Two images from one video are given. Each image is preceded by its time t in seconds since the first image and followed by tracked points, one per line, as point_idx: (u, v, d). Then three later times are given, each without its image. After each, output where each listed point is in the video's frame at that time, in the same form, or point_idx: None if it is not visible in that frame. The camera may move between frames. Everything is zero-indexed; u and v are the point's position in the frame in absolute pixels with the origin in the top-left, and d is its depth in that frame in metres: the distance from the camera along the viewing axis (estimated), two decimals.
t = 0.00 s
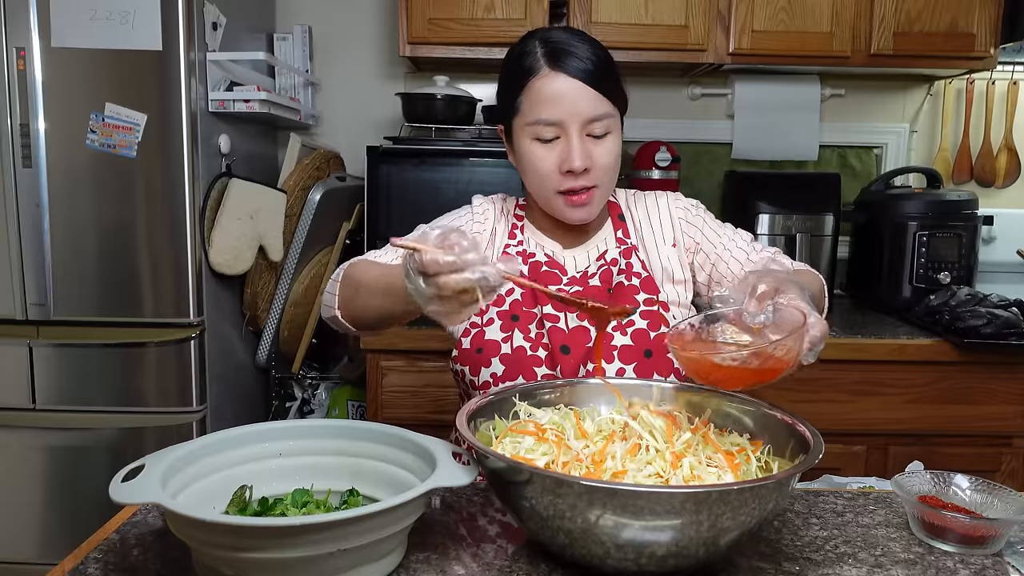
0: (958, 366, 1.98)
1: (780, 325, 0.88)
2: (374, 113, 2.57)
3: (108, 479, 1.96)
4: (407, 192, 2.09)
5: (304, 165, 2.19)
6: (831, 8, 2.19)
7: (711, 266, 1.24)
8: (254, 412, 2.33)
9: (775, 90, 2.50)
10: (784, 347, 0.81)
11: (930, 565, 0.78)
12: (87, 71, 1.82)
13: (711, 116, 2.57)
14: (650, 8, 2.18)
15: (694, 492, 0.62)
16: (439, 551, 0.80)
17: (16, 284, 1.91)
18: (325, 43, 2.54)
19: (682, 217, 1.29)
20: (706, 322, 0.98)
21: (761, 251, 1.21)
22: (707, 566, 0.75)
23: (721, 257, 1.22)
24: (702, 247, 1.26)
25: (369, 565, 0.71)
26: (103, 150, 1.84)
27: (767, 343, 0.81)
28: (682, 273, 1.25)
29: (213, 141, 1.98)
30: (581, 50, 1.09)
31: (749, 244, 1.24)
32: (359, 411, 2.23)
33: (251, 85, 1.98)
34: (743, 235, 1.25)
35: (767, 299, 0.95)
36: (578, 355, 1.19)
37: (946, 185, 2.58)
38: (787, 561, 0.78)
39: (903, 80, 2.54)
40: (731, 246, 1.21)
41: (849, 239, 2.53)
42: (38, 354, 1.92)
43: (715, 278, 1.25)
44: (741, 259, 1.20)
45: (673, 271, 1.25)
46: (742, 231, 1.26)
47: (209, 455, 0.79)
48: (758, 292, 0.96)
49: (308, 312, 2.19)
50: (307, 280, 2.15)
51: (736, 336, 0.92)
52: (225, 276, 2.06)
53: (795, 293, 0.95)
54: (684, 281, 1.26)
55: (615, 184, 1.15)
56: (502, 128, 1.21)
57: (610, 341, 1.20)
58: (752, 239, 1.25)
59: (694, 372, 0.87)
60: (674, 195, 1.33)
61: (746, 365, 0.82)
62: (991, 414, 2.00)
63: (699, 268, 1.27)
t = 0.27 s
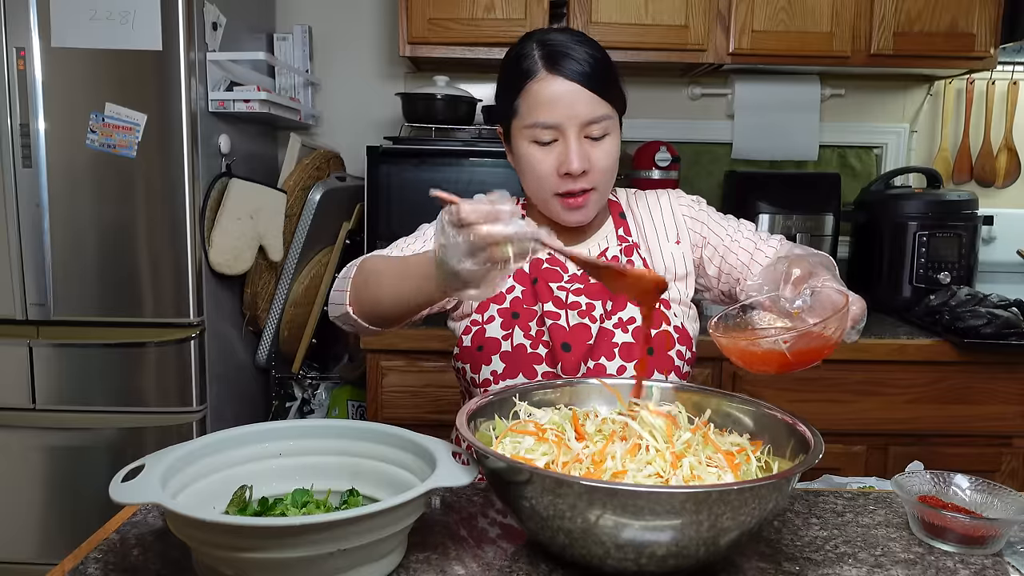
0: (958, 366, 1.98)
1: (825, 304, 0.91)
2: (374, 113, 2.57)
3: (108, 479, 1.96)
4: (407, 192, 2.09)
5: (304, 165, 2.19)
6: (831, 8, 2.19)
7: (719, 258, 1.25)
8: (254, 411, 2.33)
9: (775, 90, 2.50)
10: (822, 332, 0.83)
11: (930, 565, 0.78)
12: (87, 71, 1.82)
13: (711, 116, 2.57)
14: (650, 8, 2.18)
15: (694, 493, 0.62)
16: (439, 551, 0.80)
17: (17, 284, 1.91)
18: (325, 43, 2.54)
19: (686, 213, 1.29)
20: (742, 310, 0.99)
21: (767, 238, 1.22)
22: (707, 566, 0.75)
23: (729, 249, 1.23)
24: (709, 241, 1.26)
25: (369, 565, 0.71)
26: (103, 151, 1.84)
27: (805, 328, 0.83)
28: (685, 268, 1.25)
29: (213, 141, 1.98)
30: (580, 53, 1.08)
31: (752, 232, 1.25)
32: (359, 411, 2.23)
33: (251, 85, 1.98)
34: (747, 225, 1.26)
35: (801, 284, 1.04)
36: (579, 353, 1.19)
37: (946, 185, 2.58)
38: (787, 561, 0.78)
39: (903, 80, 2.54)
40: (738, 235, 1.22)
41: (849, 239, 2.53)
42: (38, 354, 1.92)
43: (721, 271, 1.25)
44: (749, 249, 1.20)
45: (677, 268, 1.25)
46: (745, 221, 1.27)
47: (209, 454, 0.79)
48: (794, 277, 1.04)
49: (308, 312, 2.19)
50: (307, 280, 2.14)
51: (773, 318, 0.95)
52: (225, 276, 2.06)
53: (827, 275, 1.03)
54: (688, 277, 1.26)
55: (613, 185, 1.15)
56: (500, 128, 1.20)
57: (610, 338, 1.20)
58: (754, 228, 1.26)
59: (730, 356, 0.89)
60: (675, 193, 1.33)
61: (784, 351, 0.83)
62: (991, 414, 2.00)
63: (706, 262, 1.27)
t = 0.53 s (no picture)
0: (958, 366, 1.98)
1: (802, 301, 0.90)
2: (374, 113, 2.57)
3: (108, 479, 1.96)
4: (407, 192, 2.09)
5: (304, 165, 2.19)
6: (831, 8, 2.19)
7: (719, 257, 1.24)
8: (254, 411, 2.33)
9: (775, 89, 2.50)
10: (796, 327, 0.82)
11: (930, 565, 0.78)
12: (87, 71, 1.82)
13: (711, 116, 2.57)
14: (650, 8, 2.18)
15: (694, 493, 0.62)
16: (439, 551, 0.80)
17: (17, 284, 1.91)
18: (325, 43, 2.54)
19: (686, 212, 1.29)
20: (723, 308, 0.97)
21: (767, 236, 1.21)
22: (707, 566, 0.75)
23: (728, 248, 1.22)
24: (709, 239, 1.26)
25: (369, 565, 0.71)
26: (103, 151, 1.84)
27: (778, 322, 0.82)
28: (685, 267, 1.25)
29: (213, 141, 1.98)
30: (581, 54, 1.08)
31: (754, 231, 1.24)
32: (359, 411, 2.23)
33: (252, 85, 1.98)
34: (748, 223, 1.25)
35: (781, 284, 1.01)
36: (584, 353, 1.19)
37: (946, 185, 2.58)
38: (787, 561, 0.78)
39: (903, 80, 2.54)
40: (737, 234, 1.22)
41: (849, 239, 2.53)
42: (38, 354, 1.92)
43: (721, 270, 1.25)
44: (749, 247, 1.20)
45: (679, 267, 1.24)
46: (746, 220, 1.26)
47: (209, 455, 0.79)
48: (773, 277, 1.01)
49: (308, 312, 2.19)
50: (307, 280, 2.14)
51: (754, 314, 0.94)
52: (225, 276, 2.06)
53: (809, 274, 1.00)
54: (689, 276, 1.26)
55: (615, 186, 1.15)
56: (503, 130, 1.20)
57: (615, 338, 1.20)
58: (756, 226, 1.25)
59: (705, 357, 0.87)
60: (676, 193, 1.33)
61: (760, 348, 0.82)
62: (991, 414, 2.00)
63: (707, 260, 1.27)
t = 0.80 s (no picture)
0: (958, 366, 1.98)
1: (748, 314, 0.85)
2: (374, 113, 2.57)
3: (108, 479, 1.96)
4: (407, 192, 2.09)
5: (304, 165, 2.19)
6: (831, 8, 2.19)
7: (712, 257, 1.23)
8: (254, 412, 2.33)
9: (775, 89, 2.50)
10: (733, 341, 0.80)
11: (930, 565, 0.78)
12: (87, 71, 1.82)
13: (711, 116, 2.57)
14: (650, 8, 2.18)
15: (694, 493, 0.62)
16: (439, 551, 0.80)
17: (17, 284, 1.91)
18: (325, 43, 2.54)
19: (682, 211, 1.28)
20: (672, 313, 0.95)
21: (762, 235, 1.20)
22: (707, 566, 0.75)
23: (721, 246, 1.21)
24: (702, 238, 1.25)
25: (369, 565, 0.71)
26: (103, 150, 1.84)
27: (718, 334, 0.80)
28: (681, 267, 1.26)
29: (213, 141, 1.98)
30: (570, 56, 1.07)
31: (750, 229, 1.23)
32: (359, 411, 2.23)
33: (251, 85, 1.98)
34: (745, 222, 1.24)
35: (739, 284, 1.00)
36: (582, 357, 1.19)
37: (946, 185, 2.58)
38: (787, 561, 0.78)
39: (903, 80, 2.55)
40: (731, 234, 1.20)
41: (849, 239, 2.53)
42: (38, 354, 1.92)
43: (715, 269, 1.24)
44: (742, 245, 1.19)
45: (674, 268, 1.25)
46: (742, 218, 1.25)
47: (209, 455, 0.79)
48: (724, 288, 0.94)
49: (308, 312, 2.19)
50: (307, 280, 2.14)
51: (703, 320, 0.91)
52: (225, 276, 2.06)
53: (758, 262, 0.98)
54: (685, 276, 1.26)
55: (612, 186, 1.15)
56: (495, 136, 1.19)
57: (612, 341, 1.20)
58: (752, 224, 1.24)
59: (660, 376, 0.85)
60: (673, 190, 1.32)
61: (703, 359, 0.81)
62: (991, 414, 2.00)
63: (701, 259, 1.26)
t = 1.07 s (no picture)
0: (958, 366, 1.98)
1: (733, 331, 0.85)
2: (374, 113, 2.57)
3: (109, 479, 1.96)
4: (407, 192, 2.09)
5: (304, 165, 2.19)
6: (831, 8, 2.19)
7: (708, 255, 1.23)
8: (253, 412, 2.33)
9: (775, 89, 2.50)
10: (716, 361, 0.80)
11: (930, 565, 0.78)
12: (87, 71, 1.82)
13: (711, 116, 2.57)
14: (650, 8, 2.18)
15: (694, 493, 0.62)
16: (439, 551, 0.80)
17: (17, 284, 1.91)
18: (325, 43, 2.54)
19: (677, 209, 1.28)
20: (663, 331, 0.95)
21: (758, 232, 1.19)
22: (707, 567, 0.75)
23: (716, 245, 1.21)
24: (697, 237, 1.25)
25: (369, 565, 0.71)
26: (103, 150, 1.84)
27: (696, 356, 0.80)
28: (676, 266, 1.25)
29: (213, 141, 1.98)
30: (555, 62, 1.06)
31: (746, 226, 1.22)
32: (359, 411, 2.23)
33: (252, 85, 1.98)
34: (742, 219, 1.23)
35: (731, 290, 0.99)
36: (576, 360, 1.20)
37: (946, 185, 2.58)
38: (787, 561, 0.78)
39: (903, 80, 2.55)
40: (726, 231, 1.20)
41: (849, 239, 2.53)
42: (38, 353, 1.92)
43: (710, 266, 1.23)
44: (737, 244, 1.18)
45: (670, 267, 1.25)
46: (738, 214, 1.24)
47: (209, 455, 0.79)
48: (711, 300, 0.91)
49: (308, 312, 2.19)
50: (307, 280, 2.14)
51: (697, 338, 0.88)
52: (225, 276, 2.06)
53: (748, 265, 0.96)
54: (681, 276, 1.26)
55: (603, 188, 1.15)
56: (486, 141, 1.19)
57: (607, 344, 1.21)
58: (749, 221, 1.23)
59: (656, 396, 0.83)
60: (668, 187, 1.32)
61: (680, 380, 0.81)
62: (991, 414, 2.00)
63: (697, 258, 1.26)
